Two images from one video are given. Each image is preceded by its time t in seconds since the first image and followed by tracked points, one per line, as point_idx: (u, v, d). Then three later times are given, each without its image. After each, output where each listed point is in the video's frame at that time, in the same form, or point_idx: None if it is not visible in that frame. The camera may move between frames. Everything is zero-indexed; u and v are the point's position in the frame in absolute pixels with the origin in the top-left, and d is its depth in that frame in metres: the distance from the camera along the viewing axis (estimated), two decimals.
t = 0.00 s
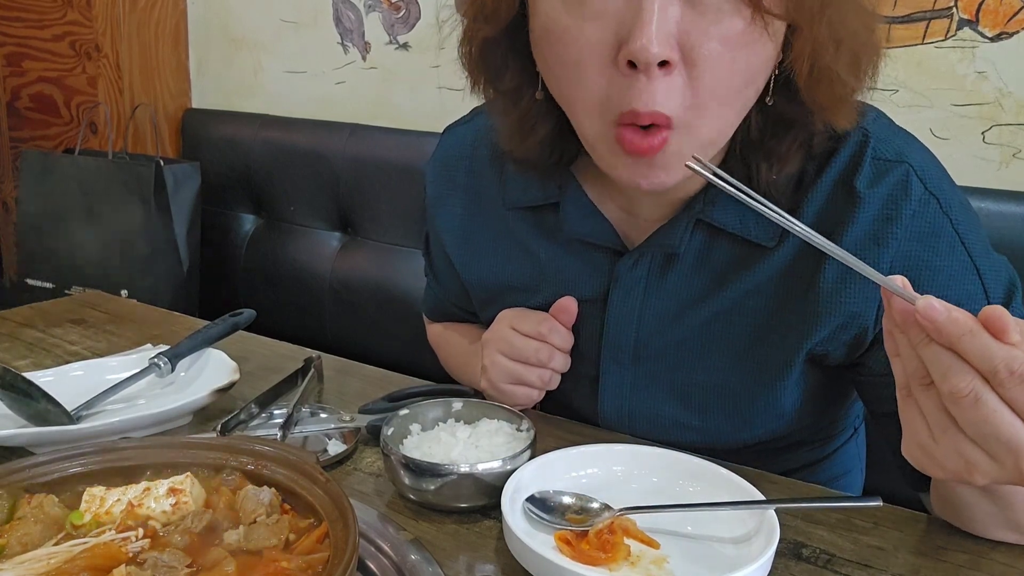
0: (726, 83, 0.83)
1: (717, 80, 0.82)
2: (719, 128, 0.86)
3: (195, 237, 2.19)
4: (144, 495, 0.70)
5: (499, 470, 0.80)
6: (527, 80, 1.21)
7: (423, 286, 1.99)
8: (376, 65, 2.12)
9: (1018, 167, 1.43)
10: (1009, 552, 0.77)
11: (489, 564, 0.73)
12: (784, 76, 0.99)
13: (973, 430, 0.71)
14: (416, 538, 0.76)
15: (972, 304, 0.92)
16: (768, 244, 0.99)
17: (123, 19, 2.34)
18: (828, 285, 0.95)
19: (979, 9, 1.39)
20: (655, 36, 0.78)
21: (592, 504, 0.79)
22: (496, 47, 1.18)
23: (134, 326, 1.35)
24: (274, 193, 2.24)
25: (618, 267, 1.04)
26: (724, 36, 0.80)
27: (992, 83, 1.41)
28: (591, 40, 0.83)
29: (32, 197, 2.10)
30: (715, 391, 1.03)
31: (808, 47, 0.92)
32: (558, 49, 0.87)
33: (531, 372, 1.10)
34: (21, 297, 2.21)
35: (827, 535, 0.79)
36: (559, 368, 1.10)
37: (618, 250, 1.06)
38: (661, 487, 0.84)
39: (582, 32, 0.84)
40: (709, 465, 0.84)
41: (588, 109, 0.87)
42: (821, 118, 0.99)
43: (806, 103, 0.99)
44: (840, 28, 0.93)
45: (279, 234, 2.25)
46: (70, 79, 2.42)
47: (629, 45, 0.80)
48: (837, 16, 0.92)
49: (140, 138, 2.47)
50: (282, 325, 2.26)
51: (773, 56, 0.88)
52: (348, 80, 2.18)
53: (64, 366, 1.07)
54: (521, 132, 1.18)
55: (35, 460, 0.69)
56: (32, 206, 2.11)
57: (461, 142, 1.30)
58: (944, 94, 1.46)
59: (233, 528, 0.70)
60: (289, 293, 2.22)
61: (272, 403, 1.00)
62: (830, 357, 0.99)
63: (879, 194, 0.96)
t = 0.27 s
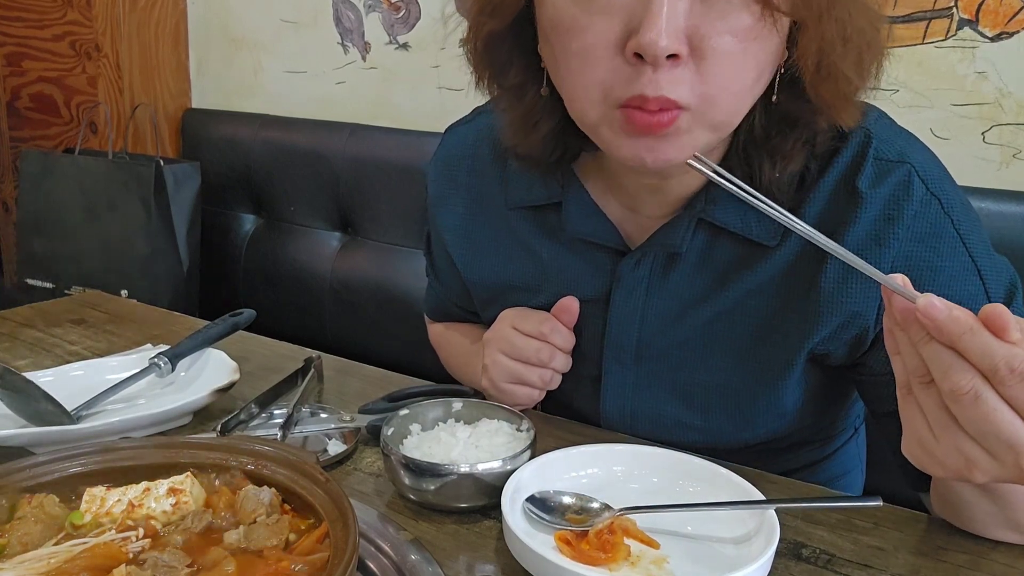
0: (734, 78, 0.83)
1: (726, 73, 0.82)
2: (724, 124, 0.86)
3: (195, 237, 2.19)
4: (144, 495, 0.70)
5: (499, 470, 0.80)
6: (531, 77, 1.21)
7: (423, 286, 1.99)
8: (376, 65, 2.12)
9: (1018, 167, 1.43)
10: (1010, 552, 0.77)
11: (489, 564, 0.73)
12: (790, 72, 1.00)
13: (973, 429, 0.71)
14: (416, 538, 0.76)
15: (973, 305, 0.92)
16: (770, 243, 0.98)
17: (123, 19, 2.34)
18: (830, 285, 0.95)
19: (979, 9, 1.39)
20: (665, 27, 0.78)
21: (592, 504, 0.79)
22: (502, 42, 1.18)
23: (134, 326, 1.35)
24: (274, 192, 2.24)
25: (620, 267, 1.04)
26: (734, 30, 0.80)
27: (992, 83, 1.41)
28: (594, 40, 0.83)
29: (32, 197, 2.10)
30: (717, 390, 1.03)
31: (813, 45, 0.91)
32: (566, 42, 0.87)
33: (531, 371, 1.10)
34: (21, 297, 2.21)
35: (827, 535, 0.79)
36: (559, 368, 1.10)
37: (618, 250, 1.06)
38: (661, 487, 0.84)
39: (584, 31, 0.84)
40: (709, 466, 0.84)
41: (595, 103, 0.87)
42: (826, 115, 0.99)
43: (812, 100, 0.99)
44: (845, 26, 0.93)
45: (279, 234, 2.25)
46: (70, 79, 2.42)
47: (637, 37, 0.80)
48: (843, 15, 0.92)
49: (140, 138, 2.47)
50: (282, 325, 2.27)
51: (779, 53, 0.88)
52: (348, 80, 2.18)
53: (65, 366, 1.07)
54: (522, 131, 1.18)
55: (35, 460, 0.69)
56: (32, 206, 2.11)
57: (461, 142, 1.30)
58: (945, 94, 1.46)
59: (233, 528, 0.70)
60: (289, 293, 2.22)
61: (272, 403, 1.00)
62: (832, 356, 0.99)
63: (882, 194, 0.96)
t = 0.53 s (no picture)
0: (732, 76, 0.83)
1: (725, 73, 0.81)
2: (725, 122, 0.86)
3: (195, 237, 2.19)
4: (144, 495, 0.70)
5: (499, 470, 0.80)
6: (532, 77, 1.21)
7: (423, 287, 1.99)
8: (376, 66, 2.12)
9: (1018, 167, 1.43)
10: (1010, 552, 0.77)
11: (489, 564, 0.73)
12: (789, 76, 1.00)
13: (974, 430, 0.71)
14: (416, 538, 0.76)
15: (974, 306, 0.92)
16: (772, 244, 0.99)
17: (123, 19, 2.34)
18: (832, 286, 0.95)
19: (979, 10, 1.39)
20: (660, 30, 0.78)
21: (592, 504, 0.79)
22: (502, 42, 1.19)
23: (134, 326, 1.35)
24: (274, 193, 2.24)
25: (622, 267, 1.04)
26: (731, 30, 0.80)
27: (992, 83, 1.41)
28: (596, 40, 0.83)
29: (32, 197, 2.10)
30: (718, 391, 1.03)
31: (814, 47, 0.91)
32: (564, 44, 0.87)
33: (531, 371, 1.10)
34: (21, 297, 2.21)
35: (827, 535, 0.79)
36: (559, 369, 1.10)
37: (619, 250, 1.06)
38: (661, 487, 0.84)
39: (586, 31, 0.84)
40: (709, 466, 0.84)
41: (592, 105, 0.87)
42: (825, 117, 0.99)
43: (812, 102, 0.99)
44: (846, 28, 0.93)
45: (279, 234, 2.25)
46: (70, 80, 2.42)
47: (632, 40, 0.79)
48: (843, 16, 0.92)
49: (140, 138, 2.47)
50: (282, 325, 2.26)
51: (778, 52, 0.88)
52: (348, 80, 2.18)
53: (65, 366, 1.07)
54: (523, 132, 1.18)
55: (35, 460, 0.69)
56: (32, 206, 2.11)
57: (462, 142, 1.30)
58: (945, 94, 1.46)
59: (233, 528, 0.70)
60: (289, 293, 2.22)
61: (272, 403, 1.00)
62: (833, 357, 0.99)
63: (884, 196, 0.96)
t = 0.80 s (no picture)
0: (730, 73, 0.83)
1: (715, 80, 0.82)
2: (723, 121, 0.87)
3: (195, 237, 2.19)
4: (144, 495, 0.70)
5: (499, 470, 0.80)
6: (532, 77, 1.21)
7: (423, 287, 1.99)
8: (376, 65, 2.12)
9: (1018, 167, 1.43)
10: (1009, 552, 0.77)
11: (489, 564, 0.73)
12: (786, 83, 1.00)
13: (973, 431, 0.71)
14: (416, 538, 0.76)
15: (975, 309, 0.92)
16: (774, 245, 0.99)
17: (123, 19, 2.34)
18: (833, 288, 0.95)
19: (979, 10, 1.39)
20: (649, 34, 0.78)
21: (592, 504, 0.79)
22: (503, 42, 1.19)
23: (134, 326, 1.35)
24: (274, 193, 2.24)
25: (623, 269, 1.05)
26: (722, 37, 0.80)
27: (992, 83, 1.41)
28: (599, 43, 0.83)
29: (32, 197, 2.10)
30: (719, 393, 1.03)
31: (809, 54, 0.91)
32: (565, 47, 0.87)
33: (531, 371, 1.10)
34: (21, 297, 2.22)
35: (827, 535, 0.79)
36: (560, 369, 1.10)
37: (619, 250, 1.07)
38: (661, 487, 0.84)
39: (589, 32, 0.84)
40: (709, 467, 0.84)
41: (591, 105, 0.88)
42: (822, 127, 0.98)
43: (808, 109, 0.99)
44: (843, 33, 0.92)
45: (279, 234, 2.25)
46: (70, 79, 2.42)
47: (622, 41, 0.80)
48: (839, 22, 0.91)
49: (140, 138, 2.47)
50: (282, 325, 2.26)
51: (774, 56, 0.88)
52: (348, 80, 2.18)
53: (65, 366, 1.07)
54: (523, 132, 1.18)
55: (35, 460, 0.69)
56: (32, 206, 2.11)
57: (463, 142, 1.30)
58: (945, 94, 1.46)
59: (233, 528, 0.70)
60: (289, 293, 2.22)
61: (272, 403, 1.00)
62: (833, 359, 0.99)
63: (885, 198, 0.96)
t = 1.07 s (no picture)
0: (730, 73, 0.83)
1: (708, 74, 0.82)
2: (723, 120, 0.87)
3: (195, 237, 2.19)
4: (144, 495, 0.70)
5: (499, 470, 0.81)
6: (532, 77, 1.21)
7: (423, 287, 1.99)
8: (376, 65, 2.12)
9: (1017, 167, 1.43)
10: (1009, 552, 0.77)
11: (490, 564, 0.74)
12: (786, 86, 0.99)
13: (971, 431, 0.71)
14: (416, 538, 0.76)
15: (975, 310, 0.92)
16: (775, 246, 0.99)
17: (123, 19, 2.34)
18: (832, 288, 0.95)
19: (979, 10, 1.39)
20: (642, 22, 0.78)
21: (592, 504, 0.79)
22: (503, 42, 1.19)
23: (134, 326, 1.35)
24: (274, 193, 2.24)
25: (623, 269, 1.05)
26: (716, 32, 0.80)
27: (992, 83, 1.41)
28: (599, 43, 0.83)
29: (32, 197, 2.10)
30: (719, 393, 1.03)
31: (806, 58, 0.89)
32: (565, 44, 0.87)
33: (531, 370, 1.10)
34: (21, 297, 2.22)
35: (827, 535, 0.79)
36: (559, 368, 1.11)
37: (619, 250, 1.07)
38: (661, 487, 0.84)
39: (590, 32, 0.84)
40: (709, 467, 0.84)
41: (591, 106, 0.88)
42: (819, 135, 0.98)
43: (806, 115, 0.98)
44: (844, 42, 0.91)
45: (279, 234, 2.25)
46: (70, 79, 2.42)
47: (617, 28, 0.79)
48: (840, 30, 0.90)
49: (140, 138, 2.47)
50: (282, 325, 2.27)
51: (772, 59, 0.88)
52: (348, 80, 2.18)
53: (65, 366, 1.07)
54: (523, 130, 1.18)
55: (35, 460, 0.69)
56: (32, 206, 2.11)
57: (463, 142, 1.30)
58: (945, 94, 1.46)
59: (233, 528, 0.70)
60: (289, 293, 2.22)
61: (272, 403, 1.00)
62: (833, 359, 0.99)
63: (885, 198, 0.96)
